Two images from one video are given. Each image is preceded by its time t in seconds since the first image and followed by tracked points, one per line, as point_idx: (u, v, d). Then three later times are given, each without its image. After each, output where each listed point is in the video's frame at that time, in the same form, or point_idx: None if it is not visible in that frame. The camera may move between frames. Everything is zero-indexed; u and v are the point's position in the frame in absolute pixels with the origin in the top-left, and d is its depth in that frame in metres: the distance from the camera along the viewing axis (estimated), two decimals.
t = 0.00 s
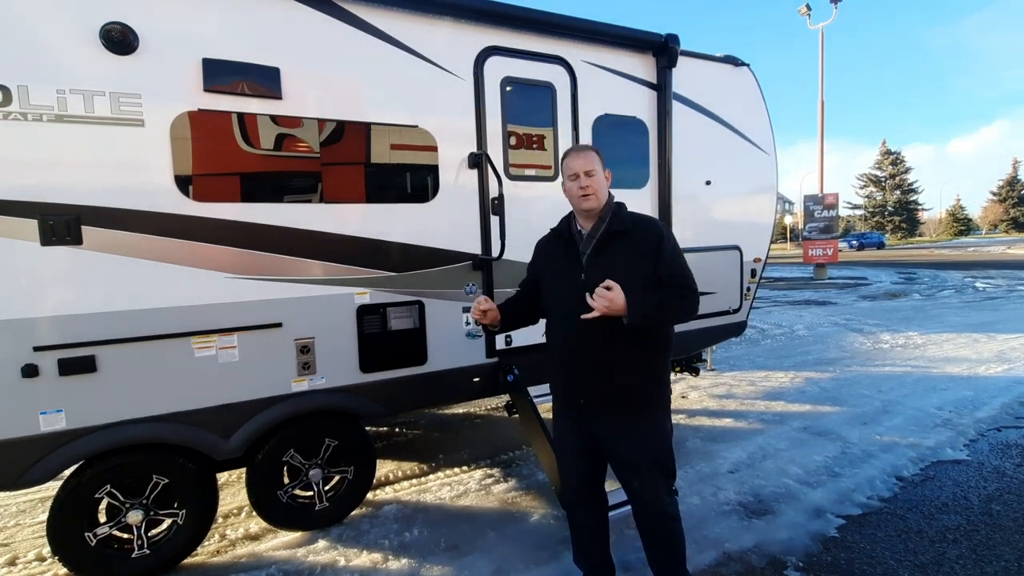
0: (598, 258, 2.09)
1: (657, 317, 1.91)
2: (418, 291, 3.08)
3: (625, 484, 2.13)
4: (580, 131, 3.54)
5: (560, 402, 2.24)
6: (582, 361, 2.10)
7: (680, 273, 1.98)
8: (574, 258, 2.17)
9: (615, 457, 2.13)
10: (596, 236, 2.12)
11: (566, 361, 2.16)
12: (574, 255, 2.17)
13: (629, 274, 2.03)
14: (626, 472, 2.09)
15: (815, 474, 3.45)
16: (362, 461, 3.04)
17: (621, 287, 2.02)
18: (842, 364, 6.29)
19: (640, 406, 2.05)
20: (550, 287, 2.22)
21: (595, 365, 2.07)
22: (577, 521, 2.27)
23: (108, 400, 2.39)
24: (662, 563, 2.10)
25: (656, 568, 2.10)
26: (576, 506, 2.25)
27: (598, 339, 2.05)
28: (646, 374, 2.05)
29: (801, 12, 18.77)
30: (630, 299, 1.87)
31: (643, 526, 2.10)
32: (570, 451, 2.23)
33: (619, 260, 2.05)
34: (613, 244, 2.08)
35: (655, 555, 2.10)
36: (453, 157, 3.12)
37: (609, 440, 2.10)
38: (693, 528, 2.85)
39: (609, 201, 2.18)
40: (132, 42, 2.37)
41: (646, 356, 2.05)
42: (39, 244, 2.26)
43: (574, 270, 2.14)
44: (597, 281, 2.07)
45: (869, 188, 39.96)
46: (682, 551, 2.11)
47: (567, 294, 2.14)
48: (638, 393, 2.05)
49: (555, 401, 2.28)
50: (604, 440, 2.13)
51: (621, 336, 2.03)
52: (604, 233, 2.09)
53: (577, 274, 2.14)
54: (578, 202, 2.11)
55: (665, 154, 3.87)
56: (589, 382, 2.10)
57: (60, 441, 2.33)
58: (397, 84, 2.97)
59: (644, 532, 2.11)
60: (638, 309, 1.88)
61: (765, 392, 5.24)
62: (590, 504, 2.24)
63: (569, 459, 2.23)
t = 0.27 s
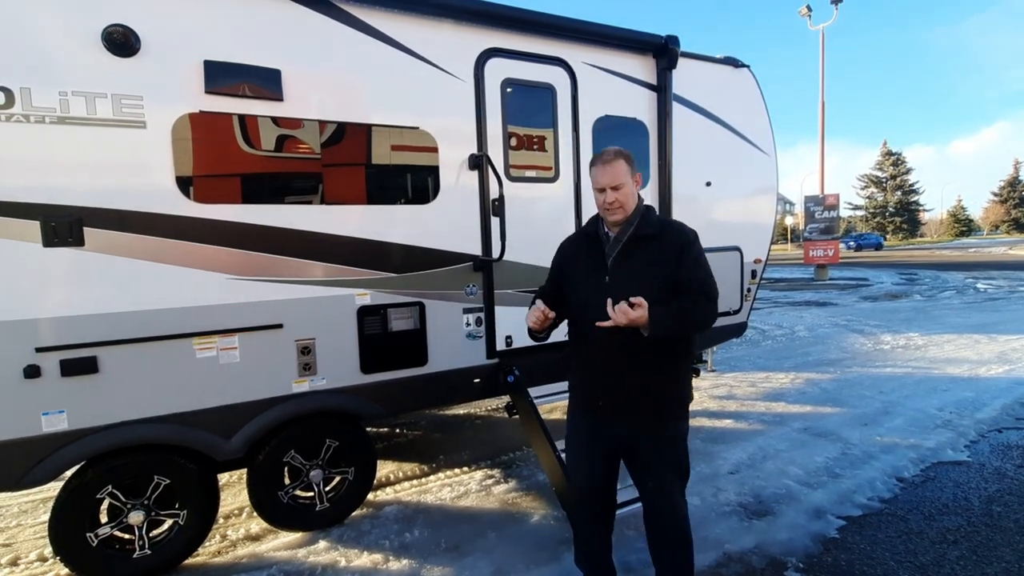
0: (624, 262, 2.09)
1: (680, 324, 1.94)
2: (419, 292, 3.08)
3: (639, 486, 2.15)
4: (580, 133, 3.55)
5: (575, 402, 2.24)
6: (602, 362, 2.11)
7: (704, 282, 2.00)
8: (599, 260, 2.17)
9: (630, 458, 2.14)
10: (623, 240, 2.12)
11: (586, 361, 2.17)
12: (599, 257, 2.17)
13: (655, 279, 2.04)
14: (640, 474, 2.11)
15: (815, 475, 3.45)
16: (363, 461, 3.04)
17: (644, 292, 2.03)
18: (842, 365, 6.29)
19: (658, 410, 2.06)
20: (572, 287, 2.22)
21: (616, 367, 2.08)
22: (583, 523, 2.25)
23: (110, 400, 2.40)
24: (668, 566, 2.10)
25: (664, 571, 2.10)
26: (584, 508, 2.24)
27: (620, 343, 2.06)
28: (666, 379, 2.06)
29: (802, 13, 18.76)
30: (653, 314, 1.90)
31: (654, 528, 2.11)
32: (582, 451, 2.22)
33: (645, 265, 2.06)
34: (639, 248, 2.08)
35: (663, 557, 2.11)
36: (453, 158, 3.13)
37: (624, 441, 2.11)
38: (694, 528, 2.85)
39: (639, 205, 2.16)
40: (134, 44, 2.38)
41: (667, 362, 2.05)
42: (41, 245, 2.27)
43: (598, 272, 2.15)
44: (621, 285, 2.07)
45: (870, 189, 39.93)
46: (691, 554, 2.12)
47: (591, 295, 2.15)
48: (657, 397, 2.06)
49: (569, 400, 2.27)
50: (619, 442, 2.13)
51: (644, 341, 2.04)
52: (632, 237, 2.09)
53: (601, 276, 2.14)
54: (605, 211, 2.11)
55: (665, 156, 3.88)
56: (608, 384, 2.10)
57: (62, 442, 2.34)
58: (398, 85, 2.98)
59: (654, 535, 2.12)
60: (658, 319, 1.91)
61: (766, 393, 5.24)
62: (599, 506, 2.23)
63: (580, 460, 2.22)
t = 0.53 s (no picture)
0: (644, 262, 2.10)
1: (701, 327, 1.95)
2: (421, 293, 3.09)
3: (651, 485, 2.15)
4: (582, 134, 3.55)
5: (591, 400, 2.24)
6: (620, 362, 2.11)
7: (725, 285, 2.00)
8: (619, 260, 2.17)
9: (644, 458, 2.14)
10: (644, 241, 2.12)
11: (603, 361, 2.17)
12: (620, 257, 2.18)
13: (675, 281, 2.05)
14: (653, 474, 2.12)
15: (817, 476, 3.46)
16: (365, 462, 3.05)
17: (665, 295, 2.03)
18: (843, 366, 6.29)
19: (676, 411, 2.06)
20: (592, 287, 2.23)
21: (635, 367, 2.08)
22: (592, 522, 2.23)
23: (114, 401, 2.40)
24: (675, 566, 2.10)
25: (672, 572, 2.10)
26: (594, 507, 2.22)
27: (637, 343, 2.07)
28: (684, 380, 2.06)
29: (802, 13, 18.76)
30: (662, 313, 1.92)
31: (664, 528, 2.12)
32: (592, 450, 2.21)
33: (665, 266, 2.06)
34: (659, 250, 2.09)
35: (672, 558, 2.11)
36: (455, 159, 3.13)
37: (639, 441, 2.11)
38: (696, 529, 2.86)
39: (660, 204, 2.17)
40: (138, 46, 2.39)
41: (686, 364, 2.06)
42: (45, 247, 2.28)
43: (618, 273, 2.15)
44: (642, 286, 2.08)
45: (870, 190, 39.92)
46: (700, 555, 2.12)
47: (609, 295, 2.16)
48: (674, 398, 2.06)
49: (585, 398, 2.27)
50: (633, 441, 2.13)
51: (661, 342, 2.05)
52: (652, 238, 2.10)
53: (620, 277, 2.15)
54: (627, 210, 2.13)
55: (666, 157, 3.89)
56: (626, 383, 2.10)
57: (66, 443, 2.35)
58: (401, 87, 2.99)
59: (665, 535, 2.12)
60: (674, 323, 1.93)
61: (767, 394, 5.25)
62: (609, 506, 2.21)
63: (591, 458, 2.20)
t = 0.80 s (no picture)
0: (652, 263, 2.09)
1: (709, 328, 1.95)
2: (423, 294, 3.09)
3: (658, 486, 2.15)
4: (583, 135, 3.55)
5: (597, 400, 2.24)
6: (627, 362, 2.11)
7: (732, 286, 2.00)
8: (627, 260, 2.18)
9: (650, 457, 2.14)
10: (652, 241, 2.11)
11: (610, 361, 2.17)
12: (627, 257, 2.18)
13: (683, 282, 2.05)
14: (660, 475, 2.11)
15: (820, 477, 3.45)
16: (368, 464, 3.04)
17: (673, 295, 2.03)
18: (845, 366, 6.28)
19: (682, 411, 2.06)
20: (599, 287, 2.23)
21: (642, 367, 2.07)
22: (597, 521, 2.22)
23: (116, 403, 2.40)
24: (680, 567, 2.10)
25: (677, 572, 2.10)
26: (600, 506, 2.21)
27: (645, 343, 2.07)
28: (691, 380, 2.06)
29: (802, 14, 18.75)
30: (663, 313, 1.93)
31: (669, 528, 2.12)
32: (598, 450, 2.20)
33: (673, 267, 2.06)
34: (667, 250, 2.08)
35: (676, 558, 2.11)
36: (456, 160, 3.13)
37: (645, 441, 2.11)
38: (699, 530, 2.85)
39: (669, 205, 2.17)
40: (140, 49, 2.40)
41: (693, 364, 2.06)
42: (48, 250, 2.28)
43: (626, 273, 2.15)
44: (650, 285, 2.08)
45: (871, 190, 39.88)
46: (705, 556, 2.13)
47: (616, 295, 2.16)
48: (681, 399, 2.06)
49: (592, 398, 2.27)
50: (639, 441, 2.13)
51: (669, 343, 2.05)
52: (660, 239, 2.09)
53: (628, 277, 2.15)
54: (638, 205, 2.12)
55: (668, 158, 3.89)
56: (633, 383, 2.10)
57: (68, 445, 2.35)
58: (402, 89, 2.99)
59: (670, 535, 2.12)
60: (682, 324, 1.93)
61: (769, 395, 5.24)
62: (615, 507, 2.20)
63: (597, 458, 2.20)
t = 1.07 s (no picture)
0: (652, 264, 2.09)
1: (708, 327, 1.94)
2: (423, 295, 3.09)
3: (660, 486, 2.15)
4: (583, 135, 3.55)
5: (598, 400, 2.24)
6: (628, 363, 2.11)
7: (732, 286, 2.00)
8: (627, 260, 2.18)
9: (652, 457, 2.14)
10: (652, 241, 2.11)
11: (610, 361, 2.17)
12: (627, 257, 2.18)
13: (683, 282, 2.04)
14: (662, 474, 2.11)
15: (822, 476, 3.45)
16: (369, 464, 3.04)
17: (672, 296, 2.03)
18: (846, 365, 6.28)
19: (683, 411, 2.06)
20: (599, 287, 2.23)
21: (642, 367, 2.08)
22: (599, 520, 2.23)
23: (117, 405, 2.41)
24: (682, 567, 2.10)
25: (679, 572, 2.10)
26: (602, 506, 2.22)
27: (645, 344, 2.07)
28: (692, 380, 2.06)
29: (802, 12, 18.75)
30: (657, 313, 1.94)
31: (671, 527, 2.12)
32: (600, 450, 2.21)
33: (672, 267, 2.06)
34: (666, 251, 2.08)
35: (678, 558, 2.11)
36: (456, 161, 3.13)
37: (647, 440, 2.11)
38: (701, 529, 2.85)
39: (669, 204, 2.17)
40: (140, 50, 2.40)
41: (693, 364, 2.05)
42: (49, 251, 2.28)
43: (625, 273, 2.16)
44: (649, 285, 2.08)
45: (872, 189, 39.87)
46: (707, 556, 2.12)
47: (616, 296, 2.16)
48: (682, 398, 2.06)
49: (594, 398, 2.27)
50: (641, 441, 2.13)
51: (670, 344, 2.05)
52: (660, 239, 2.09)
53: (628, 277, 2.15)
54: (640, 202, 2.12)
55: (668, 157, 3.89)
56: (634, 383, 2.10)
57: (70, 446, 2.35)
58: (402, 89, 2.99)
59: (671, 534, 2.12)
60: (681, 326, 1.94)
61: (770, 394, 5.24)
62: (618, 507, 2.20)
63: (599, 457, 2.20)
